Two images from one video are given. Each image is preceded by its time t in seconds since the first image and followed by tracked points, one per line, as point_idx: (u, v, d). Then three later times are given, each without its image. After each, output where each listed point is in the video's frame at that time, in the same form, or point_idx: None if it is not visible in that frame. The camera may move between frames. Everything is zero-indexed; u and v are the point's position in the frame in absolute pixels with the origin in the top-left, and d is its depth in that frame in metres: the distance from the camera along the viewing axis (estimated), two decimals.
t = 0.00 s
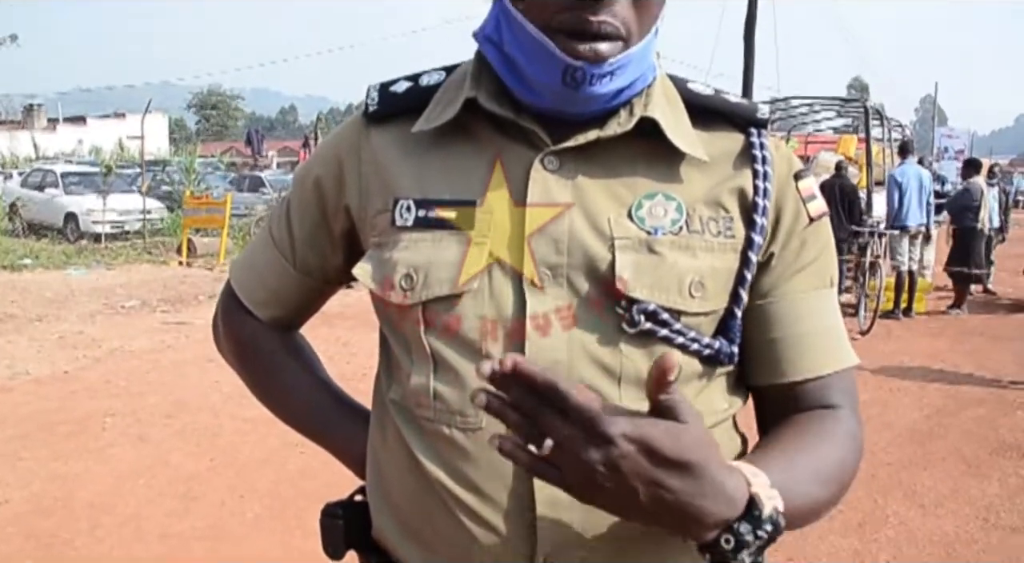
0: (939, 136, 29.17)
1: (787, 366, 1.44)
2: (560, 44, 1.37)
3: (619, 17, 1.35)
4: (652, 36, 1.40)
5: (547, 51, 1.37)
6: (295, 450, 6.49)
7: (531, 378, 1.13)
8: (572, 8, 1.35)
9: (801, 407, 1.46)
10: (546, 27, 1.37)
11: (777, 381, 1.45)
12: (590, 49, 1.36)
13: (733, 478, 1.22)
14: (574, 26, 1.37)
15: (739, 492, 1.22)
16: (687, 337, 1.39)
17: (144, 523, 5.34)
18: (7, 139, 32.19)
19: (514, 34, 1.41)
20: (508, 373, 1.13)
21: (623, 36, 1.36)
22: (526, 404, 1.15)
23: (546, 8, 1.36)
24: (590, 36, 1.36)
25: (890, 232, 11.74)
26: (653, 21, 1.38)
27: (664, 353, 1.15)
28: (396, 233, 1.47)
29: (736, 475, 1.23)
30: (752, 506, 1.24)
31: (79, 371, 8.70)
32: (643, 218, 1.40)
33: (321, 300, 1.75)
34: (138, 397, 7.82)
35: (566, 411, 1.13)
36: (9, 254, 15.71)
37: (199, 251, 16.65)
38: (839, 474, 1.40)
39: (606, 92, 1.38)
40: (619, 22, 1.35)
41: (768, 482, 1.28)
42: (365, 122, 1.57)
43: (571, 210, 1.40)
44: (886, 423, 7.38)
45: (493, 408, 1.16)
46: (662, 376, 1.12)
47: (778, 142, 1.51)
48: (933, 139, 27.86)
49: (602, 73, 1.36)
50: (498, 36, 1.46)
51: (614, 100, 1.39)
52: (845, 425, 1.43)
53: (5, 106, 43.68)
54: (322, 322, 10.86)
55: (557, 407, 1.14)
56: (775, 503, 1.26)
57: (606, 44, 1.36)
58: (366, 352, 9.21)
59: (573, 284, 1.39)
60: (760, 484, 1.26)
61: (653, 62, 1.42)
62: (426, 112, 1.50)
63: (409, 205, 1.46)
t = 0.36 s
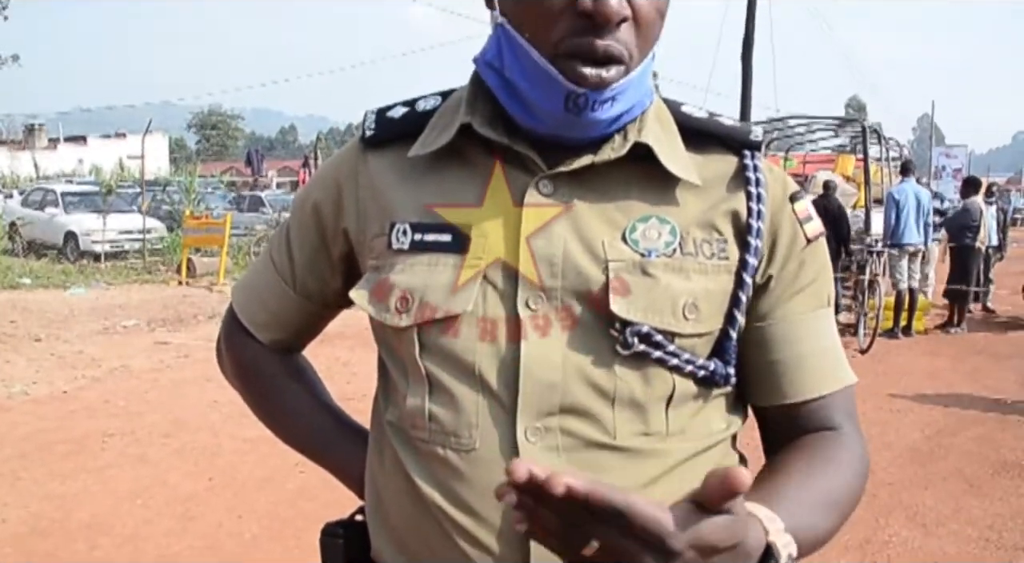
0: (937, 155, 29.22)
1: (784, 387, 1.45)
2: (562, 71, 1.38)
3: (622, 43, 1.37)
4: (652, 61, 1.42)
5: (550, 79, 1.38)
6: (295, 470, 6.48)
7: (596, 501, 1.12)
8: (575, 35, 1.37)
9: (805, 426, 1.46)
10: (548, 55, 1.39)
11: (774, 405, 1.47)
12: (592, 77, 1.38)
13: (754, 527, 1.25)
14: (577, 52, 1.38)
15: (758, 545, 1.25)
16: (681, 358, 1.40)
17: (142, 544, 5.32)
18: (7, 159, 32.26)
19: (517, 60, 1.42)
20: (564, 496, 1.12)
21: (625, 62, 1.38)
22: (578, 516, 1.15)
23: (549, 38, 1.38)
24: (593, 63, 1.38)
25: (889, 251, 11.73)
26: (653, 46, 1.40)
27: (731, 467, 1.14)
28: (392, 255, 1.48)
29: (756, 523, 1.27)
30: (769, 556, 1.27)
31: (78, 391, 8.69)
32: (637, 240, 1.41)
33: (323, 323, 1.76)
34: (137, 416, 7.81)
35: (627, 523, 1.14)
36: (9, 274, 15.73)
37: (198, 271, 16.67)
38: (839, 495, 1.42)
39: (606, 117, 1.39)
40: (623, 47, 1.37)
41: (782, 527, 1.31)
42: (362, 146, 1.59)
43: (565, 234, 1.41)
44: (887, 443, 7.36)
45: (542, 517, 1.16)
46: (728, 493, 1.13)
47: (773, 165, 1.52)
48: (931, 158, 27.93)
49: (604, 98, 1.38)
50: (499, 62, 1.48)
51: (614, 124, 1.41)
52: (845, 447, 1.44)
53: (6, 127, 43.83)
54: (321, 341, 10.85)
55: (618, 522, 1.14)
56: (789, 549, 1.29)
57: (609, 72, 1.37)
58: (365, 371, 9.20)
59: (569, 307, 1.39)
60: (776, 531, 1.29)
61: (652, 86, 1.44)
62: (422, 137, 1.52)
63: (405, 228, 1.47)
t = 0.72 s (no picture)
0: (936, 172, 29.27)
1: (792, 408, 1.45)
2: (573, 99, 1.40)
3: (636, 71, 1.39)
4: (662, 88, 1.44)
5: (563, 106, 1.40)
6: (295, 489, 6.46)
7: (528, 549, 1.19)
8: (589, 63, 1.39)
9: (806, 446, 1.46)
10: (561, 81, 1.40)
11: (775, 425, 1.47)
12: (605, 105, 1.39)
13: (707, 558, 1.22)
14: (590, 79, 1.40)
15: None
16: (691, 382, 1.40)
17: None
18: (9, 177, 32.33)
19: (527, 85, 1.43)
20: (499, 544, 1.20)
21: (638, 89, 1.40)
22: None
23: (563, 64, 1.40)
24: (605, 92, 1.39)
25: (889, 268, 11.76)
26: (665, 73, 1.42)
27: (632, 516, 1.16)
28: (400, 275, 1.49)
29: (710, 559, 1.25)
30: None
31: (77, 408, 8.67)
32: (646, 263, 1.43)
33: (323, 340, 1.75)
34: (137, 434, 7.79)
35: None
36: (9, 291, 15.74)
37: (198, 288, 16.67)
38: (836, 519, 1.42)
39: (618, 144, 1.41)
40: (637, 75, 1.39)
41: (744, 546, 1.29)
42: (367, 163, 1.59)
43: (572, 256, 1.42)
44: (889, 460, 7.34)
45: None
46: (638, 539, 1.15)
47: (778, 187, 1.53)
48: (930, 174, 27.97)
49: (616, 126, 1.39)
50: (508, 88, 1.49)
51: (625, 152, 1.42)
52: (847, 467, 1.44)
53: (8, 144, 43.94)
54: (321, 359, 10.84)
55: None
56: None
57: (621, 99, 1.39)
58: (365, 389, 9.19)
59: (578, 330, 1.40)
60: (738, 553, 1.27)
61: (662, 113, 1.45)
62: (429, 158, 1.53)
63: (412, 248, 1.48)
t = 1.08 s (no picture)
0: (934, 194, 29.33)
1: (791, 434, 1.45)
2: (567, 124, 1.41)
3: (628, 96, 1.40)
4: (656, 115, 1.45)
5: (555, 131, 1.41)
6: (293, 513, 6.42)
7: None
8: (581, 89, 1.40)
9: (804, 472, 1.46)
10: (554, 108, 1.42)
11: (774, 451, 1.47)
12: (597, 129, 1.40)
13: None
14: (583, 104, 1.41)
15: None
16: (686, 408, 1.40)
17: None
18: (10, 200, 32.41)
19: (520, 112, 1.45)
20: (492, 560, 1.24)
21: (631, 114, 1.41)
22: None
23: (556, 92, 1.41)
24: (598, 116, 1.41)
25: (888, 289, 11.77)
26: (658, 99, 1.43)
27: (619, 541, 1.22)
28: (398, 302, 1.50)
29: None
30: None
31: (75, 431, 8.65)
32: (641, 291, 1.43)
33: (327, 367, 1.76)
34: (135, 458, 7.76)
35: None
36: (9, 313, 15.75)
37: (198, 311, 16.66)
38: (835, 547, 1.41)
39: (612, 169, 1.42)
40: (629, 101, 1.40)
41: None
42: (367, 192, 1.60)
43: (568, 284, 1.43)
44: (890, 484, 7.30)
45: None
46: None
47: (775, 213, 1.54)
48: (928, 196, 28.03)
49: (609, 151, 1.40)
50: (501, 114, 1.50)
51: (620, 175, 1.43)
52: (846, 493, 1.44)
53: (10, 167, 44.09)
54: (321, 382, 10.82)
55: None
56: None
57: (614, 124, 1.40)
58: (364, 412, 9.17)
59: (573, 356, 1.41)
60: None
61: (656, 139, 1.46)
62: (427, 185, 1.54)
63: (410, 276, 1.49)
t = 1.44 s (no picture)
0: (935, 214, 29.36)
1: (792, 455, 1.45)
2: (565, 147, 1.43)
3: (624, 119, 1.41)
4: (653, 137, 1.46)
5: (553, 154, 1.43)
6: (294, 535, 6.40)
7: None
8: (578, 113, 1.42)
9: (807, 493, 1.46)
10: (552, 131, 1.43)
11: (775, 471, 1.47)
12: (595, 151, 1.41)
13: None
14: (580, 127, 1.43)
15: None
16: (687, 429, 1.41)
17: None
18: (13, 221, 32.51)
19: (519, 135, 1.46)
20: None
21: (628, 136, 1.42)
22: None
23: (554, 115, 1.43)
24: (595, 138, 1.42)
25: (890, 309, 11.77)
26: (655, 122, 1.45)
27: None
28: (399, 326, 1.51)
29: None
30: None
31: (76, 452, 8.63)
32: (641, 312, 1.44)
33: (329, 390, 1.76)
34: (136, 479, 7.74)
35: None
36: (10, 334, 15.74)
37: (200, 331, 16.67)
38: None
39: (610, 192, 1.43)
40: (625, 123, 1.41)
41: None
42: (368, 216, 1.61)
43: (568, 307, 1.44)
44: (894, 505, 7.26)
45: None
46: None
47: (774, 234, 1.55)
48: (929, 216, 28.07)
49: (607, 173, 1.41)
50: (500, 138, 1.51)
51: (618, 198, 1.44)
52: (850, 515, 1.43)
53: (13, 188, 44.25)
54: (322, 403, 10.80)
55: None
56: None
57: (611, 146, 1.41)
58: (365, 434, 9.15)
59: (572, 378, 1.41)
60: None
61: (654, 162, 1.48)
62: (428, 210, 1.55)
63: (411, 299, 1.50)
